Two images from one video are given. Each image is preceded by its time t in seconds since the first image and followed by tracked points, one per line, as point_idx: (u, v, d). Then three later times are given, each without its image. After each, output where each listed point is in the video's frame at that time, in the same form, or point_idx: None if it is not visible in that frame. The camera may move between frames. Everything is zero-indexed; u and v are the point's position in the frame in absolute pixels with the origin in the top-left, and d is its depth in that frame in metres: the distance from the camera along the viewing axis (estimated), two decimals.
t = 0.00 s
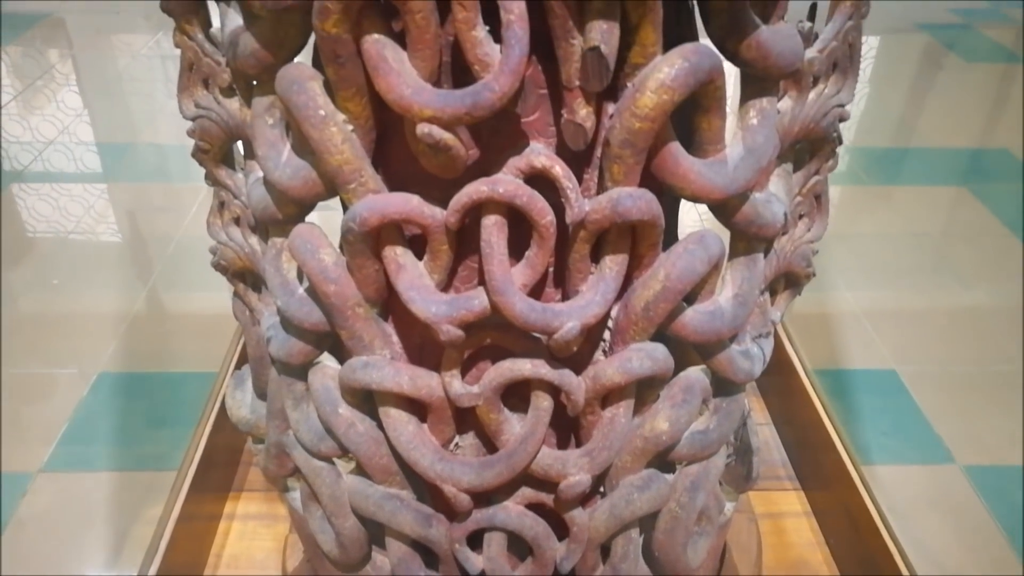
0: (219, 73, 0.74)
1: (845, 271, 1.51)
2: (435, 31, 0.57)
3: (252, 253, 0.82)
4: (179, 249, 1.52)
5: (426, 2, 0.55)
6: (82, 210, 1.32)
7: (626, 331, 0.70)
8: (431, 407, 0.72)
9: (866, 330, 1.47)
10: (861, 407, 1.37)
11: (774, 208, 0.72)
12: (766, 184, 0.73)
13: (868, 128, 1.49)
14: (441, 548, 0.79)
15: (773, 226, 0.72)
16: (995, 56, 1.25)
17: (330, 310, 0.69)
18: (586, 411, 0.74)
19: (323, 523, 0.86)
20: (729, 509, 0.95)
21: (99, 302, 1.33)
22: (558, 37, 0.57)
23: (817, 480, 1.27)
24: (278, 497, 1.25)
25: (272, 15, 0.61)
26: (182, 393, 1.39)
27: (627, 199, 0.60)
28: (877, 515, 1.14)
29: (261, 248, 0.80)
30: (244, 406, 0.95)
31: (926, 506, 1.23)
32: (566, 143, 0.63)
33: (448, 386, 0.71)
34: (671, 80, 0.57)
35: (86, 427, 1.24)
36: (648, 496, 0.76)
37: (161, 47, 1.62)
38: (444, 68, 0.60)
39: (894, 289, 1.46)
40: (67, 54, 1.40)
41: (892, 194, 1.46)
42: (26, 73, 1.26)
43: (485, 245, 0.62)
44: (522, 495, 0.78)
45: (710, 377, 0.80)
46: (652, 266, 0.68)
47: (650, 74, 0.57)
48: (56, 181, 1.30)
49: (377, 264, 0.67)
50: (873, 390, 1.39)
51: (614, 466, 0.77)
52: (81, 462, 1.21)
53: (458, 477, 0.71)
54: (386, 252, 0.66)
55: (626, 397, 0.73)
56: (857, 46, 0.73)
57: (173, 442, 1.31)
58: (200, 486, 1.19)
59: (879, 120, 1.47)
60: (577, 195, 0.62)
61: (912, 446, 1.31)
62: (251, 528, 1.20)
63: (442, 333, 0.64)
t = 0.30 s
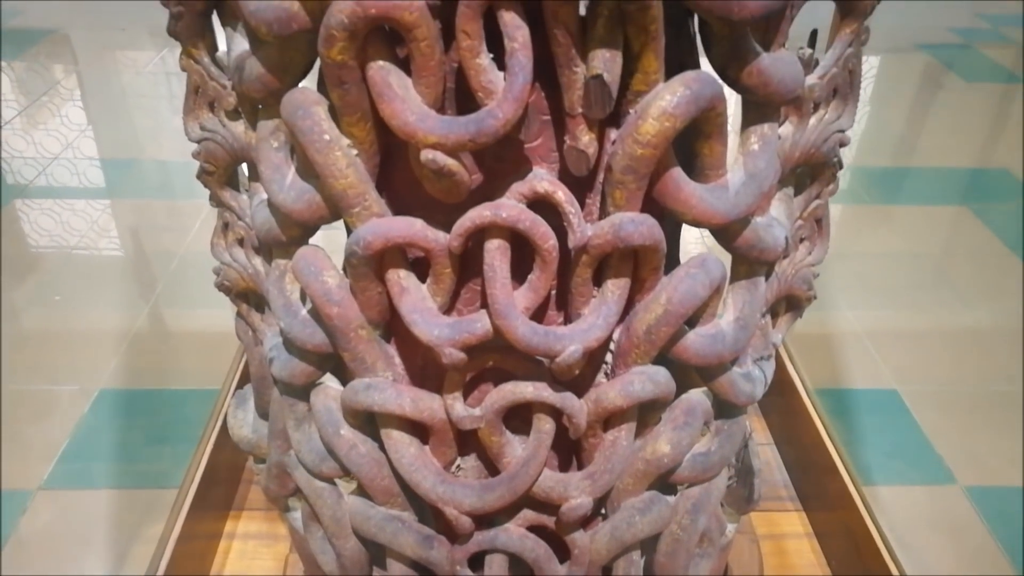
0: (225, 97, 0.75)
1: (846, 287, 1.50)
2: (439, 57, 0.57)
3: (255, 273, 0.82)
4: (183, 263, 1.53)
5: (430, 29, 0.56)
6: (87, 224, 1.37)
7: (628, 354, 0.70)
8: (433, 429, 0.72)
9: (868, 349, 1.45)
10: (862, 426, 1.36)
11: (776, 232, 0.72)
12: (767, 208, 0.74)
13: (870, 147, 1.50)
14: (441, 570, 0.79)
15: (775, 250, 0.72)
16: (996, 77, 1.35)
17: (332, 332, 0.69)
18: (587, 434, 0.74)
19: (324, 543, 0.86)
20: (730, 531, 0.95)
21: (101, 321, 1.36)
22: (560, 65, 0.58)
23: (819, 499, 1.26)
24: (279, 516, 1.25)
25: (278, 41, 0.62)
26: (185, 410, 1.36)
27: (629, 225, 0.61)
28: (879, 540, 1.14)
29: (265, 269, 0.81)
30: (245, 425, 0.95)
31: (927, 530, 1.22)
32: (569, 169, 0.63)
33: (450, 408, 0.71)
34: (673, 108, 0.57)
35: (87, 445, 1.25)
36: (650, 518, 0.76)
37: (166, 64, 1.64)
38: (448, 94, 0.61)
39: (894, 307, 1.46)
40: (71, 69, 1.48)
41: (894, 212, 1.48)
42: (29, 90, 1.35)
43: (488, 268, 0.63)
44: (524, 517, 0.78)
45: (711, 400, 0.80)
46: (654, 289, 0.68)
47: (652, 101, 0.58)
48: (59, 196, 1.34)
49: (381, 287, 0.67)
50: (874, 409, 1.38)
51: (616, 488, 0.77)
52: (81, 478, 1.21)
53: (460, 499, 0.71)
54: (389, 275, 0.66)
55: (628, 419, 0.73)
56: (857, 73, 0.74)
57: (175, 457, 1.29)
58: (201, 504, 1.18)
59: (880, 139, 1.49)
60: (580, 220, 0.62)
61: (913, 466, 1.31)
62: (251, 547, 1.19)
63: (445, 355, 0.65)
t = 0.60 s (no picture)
0: (226, 116, 0.75)
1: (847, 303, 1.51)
2: (439, 79, 0.58)
3: (255, 291, 0.83)
4: (183, 277, 1.52)
5: (429, 51, 0.56)
6: (85, 236, 1.41)
7: (627, 372, 0.70)
8: (432, 448, 0.72)
9: (869, 366, 1.46)
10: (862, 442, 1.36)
11: (774, 250, 0.72)
12: (765, 227, 0.74)
13: (869, 164, 1.51)
14: None
15: (773, 269, 0.73)
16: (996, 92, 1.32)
17: (332, 351, 0.70)
18: (586, 453, 0.74)
19: (322, 561, 0.86)
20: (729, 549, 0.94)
21: (99, 337, 1.38)
22: (559, 87, 0.58)
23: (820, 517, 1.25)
24: (277, 533, 1.24)
25: (279, 62, 0.62)
26: (184, 425, 1.35)
27: (627, 245, 0.61)
28: (879, 555, 1.13)
29: (264, 287, 0.81)
30: (244, 443, 0.95)
31: (927, 545, 1.22)
32: (567, 190, 0.63)
33: (449, 427, 0.71)
34: (670, 129, 0.58)
35: (84, 461, 1.25)
36: (649, 537, 0.76)
37: (167, 78, 1.65)
38: (447, 115, 0.61)
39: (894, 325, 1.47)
40: (71, 83, 1.49)
41: (893, 229, 1.48)
42: (31, 105, 1.39)
43: (487, 287, 0.63)
44: (522, 536, 0.77)
45: (710, 418, 0.80)
46: (652, 308, 0.68)
47: (650, 123, 0.58)
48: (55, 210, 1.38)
49: (379, 306, 0.67)
50: (875, 425, 1.38)
51: (615, 507, 0.76)
52: (77, 494, 1.21)
53: (458, 518, 0.71)
54: (388, 294, 0.67)
55: (627, 438, 0.73)
56: (854, 94, 0.75)
57: (174, 472, 1.28)
58: (201, 520, 1.18)
59: (879, 156, 1.51)
60: (579, 239, 0.62)
61: (914, 483, 1.30)
62: (249, 564, 1.19)
63: (443, 375, 0.65)
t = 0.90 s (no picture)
0: (227, 141, 0.76)
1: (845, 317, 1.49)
2: (437, 106, 0.59)
3: (255, 313, 0.83)
4: (183, 295, 1.50)
5: (427, 80, 0.57)
6: (87, 250, 1.45)
7: (624, 394, 0.70)
8: (429, 470, 0.72)
9: (869, 383, 1.43)
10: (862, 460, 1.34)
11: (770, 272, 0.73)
12: (760, 249, 0.74)
13: (869, 180, 1.53)
14: None
15: (768, 291, 0.73)
16: (994, 109, 1.45)
17: (331, 374, 0.70)
18: (583, 475, 0.74)
19: None
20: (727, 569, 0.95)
21: (101, 358, 1.40)
22: (555, 114, 0.59)
23: (817, 536, 1.24)
24: (276, 552, 1.24)
25: (279, 89, 0.63)
26: (183, 439, 1.33)
27: (623, 268, 0.62)
28: None
29: (264, 309, 0.81)
30: (242, 463, 0.95)
31: (927, 566, 1.22)
32: (564, 214, 0.64)
33: (447, 449, 0.71)
34: (665, 155, 0.58)
35: (85, 481, 1.27)
36: (646, 557, 0.76)
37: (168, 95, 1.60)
38: (445, 141, 0.62)
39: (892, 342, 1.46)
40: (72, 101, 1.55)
41: (891, 245, 1.50)
42: (33, 121, 1.50)
43: (484, 310, 0.63)
44: (520, 557, 0.77)
45: (707, 439, 0.80)
46: (649, 330, 0.69)
47: (644, 149, 0.59)
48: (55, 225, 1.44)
49: (378, 329, 0.68)
50: (874, 444, 1.36)
51: (612, 528, 0.77)
52: (78, 513, 1.24)
53: (455, 539, 0.71)
54: (387, 317, 0.67)
55: (624, 460, 0.73)
56: (847, 118, 0.76)
57: (172, 489, 1.27)
58: (201, 539, 1.18)
59: (879, 172, 1.53)
60: (575, 263, 0.63)
61: (913, 503, 1.30)
62: None
63: (441, 397, 0.65)
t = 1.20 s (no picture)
0: (230, 166, 0.77)
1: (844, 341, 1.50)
2: (440, 136, 0.59)
3: (255, 335, 0.84)
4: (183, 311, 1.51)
5: (431, 110, 0.58)
6: (84, 266, 1.46)
7: (623, 419, 0.71)
8: (429, 494, 0.73)
9: (868, 406, 1.45)
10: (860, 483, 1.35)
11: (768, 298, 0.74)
12: (758, 275, 0.75)
13: (866, 199, 1.54)
14: None
15: (766, 317, 0.74)
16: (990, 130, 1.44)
17: (332, 398, 0.70)
18: (583, 500, 0.74)
19: None
20: None
21: (96, 377, 1.39)
22: (556, 144, 0.60)
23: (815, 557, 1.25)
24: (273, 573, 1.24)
25: (284, 117, 0.64)
26: (181, 462, 1.34)
27: (623, 296, 0.62)
28: None
29: (265, 331, 0.82)
30: (241, 484, 0.95)
31: None
32: (564, 242, 0.65)
33: (447, 474, 0.71)
34: (664, 185, 0.59)
35: (83, 499, 1.26)
36: None
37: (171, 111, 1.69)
38: (447, 170, 0.63)
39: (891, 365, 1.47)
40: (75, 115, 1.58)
41: (890, 264, 1.50)
42: (36, 137, 1.48)
43: (485, 336, 0.64)
44: None
45: (706, 463, 0.80)
46: (649, 356, 0.69)
47: (644, 179, 0.60)
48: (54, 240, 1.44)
49: (379, 353, 0.68)
50: (873, 467, 1.37)
51: (611, 553, 0.77)
52: (76, 532, 1.23)
53: (454, 564, 0.71)
54: (388, 342, 0.68)
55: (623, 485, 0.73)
56: (844, 146, 0.76)
57: (171, 512, 1.27)
58: (198, 560, 1.17)
59: (876, 193, 1.54)
60: (575, 290, 0.64)
61: (912, 526, 1.31)
62: None
63: (442, 423, 0.66)
